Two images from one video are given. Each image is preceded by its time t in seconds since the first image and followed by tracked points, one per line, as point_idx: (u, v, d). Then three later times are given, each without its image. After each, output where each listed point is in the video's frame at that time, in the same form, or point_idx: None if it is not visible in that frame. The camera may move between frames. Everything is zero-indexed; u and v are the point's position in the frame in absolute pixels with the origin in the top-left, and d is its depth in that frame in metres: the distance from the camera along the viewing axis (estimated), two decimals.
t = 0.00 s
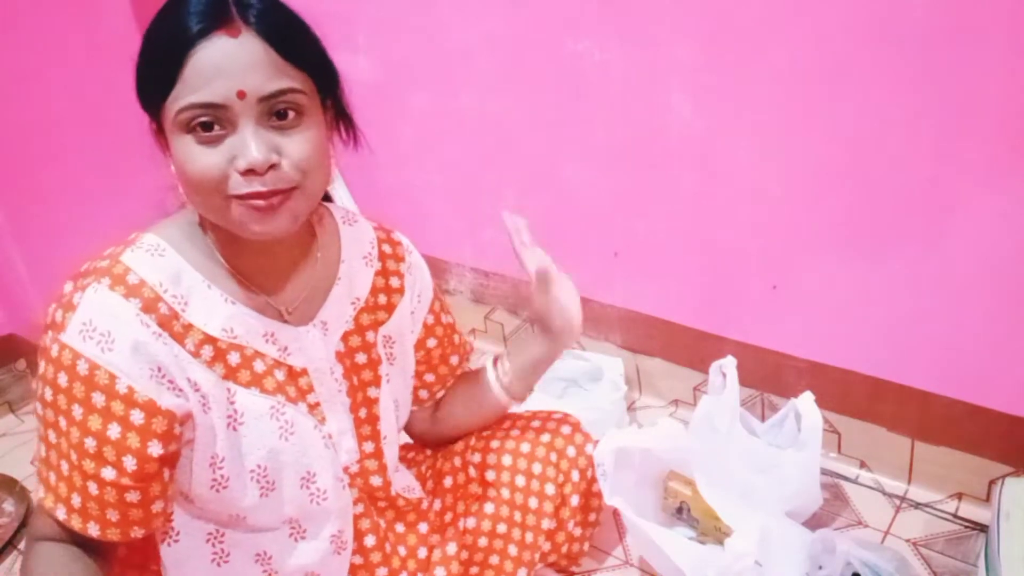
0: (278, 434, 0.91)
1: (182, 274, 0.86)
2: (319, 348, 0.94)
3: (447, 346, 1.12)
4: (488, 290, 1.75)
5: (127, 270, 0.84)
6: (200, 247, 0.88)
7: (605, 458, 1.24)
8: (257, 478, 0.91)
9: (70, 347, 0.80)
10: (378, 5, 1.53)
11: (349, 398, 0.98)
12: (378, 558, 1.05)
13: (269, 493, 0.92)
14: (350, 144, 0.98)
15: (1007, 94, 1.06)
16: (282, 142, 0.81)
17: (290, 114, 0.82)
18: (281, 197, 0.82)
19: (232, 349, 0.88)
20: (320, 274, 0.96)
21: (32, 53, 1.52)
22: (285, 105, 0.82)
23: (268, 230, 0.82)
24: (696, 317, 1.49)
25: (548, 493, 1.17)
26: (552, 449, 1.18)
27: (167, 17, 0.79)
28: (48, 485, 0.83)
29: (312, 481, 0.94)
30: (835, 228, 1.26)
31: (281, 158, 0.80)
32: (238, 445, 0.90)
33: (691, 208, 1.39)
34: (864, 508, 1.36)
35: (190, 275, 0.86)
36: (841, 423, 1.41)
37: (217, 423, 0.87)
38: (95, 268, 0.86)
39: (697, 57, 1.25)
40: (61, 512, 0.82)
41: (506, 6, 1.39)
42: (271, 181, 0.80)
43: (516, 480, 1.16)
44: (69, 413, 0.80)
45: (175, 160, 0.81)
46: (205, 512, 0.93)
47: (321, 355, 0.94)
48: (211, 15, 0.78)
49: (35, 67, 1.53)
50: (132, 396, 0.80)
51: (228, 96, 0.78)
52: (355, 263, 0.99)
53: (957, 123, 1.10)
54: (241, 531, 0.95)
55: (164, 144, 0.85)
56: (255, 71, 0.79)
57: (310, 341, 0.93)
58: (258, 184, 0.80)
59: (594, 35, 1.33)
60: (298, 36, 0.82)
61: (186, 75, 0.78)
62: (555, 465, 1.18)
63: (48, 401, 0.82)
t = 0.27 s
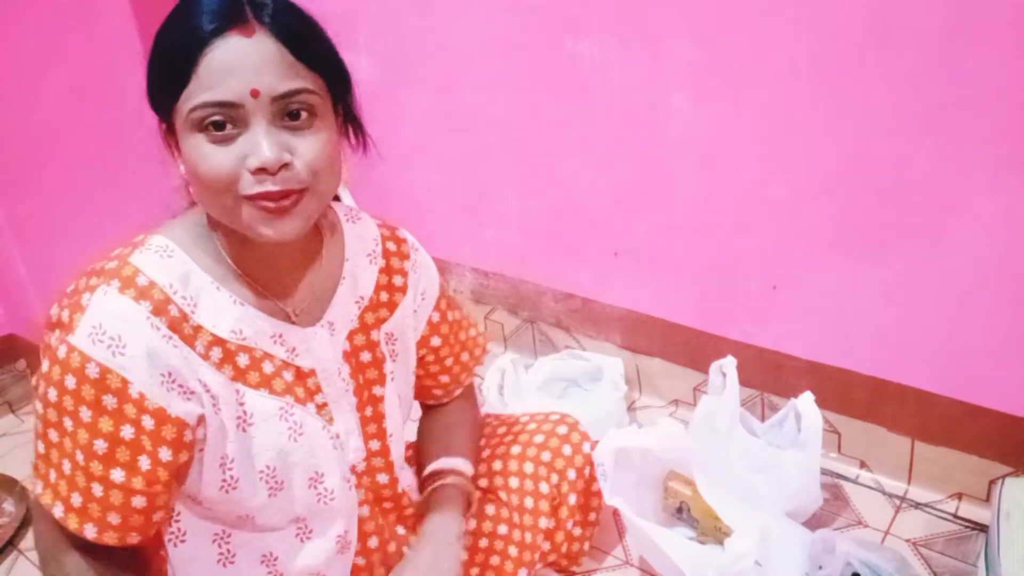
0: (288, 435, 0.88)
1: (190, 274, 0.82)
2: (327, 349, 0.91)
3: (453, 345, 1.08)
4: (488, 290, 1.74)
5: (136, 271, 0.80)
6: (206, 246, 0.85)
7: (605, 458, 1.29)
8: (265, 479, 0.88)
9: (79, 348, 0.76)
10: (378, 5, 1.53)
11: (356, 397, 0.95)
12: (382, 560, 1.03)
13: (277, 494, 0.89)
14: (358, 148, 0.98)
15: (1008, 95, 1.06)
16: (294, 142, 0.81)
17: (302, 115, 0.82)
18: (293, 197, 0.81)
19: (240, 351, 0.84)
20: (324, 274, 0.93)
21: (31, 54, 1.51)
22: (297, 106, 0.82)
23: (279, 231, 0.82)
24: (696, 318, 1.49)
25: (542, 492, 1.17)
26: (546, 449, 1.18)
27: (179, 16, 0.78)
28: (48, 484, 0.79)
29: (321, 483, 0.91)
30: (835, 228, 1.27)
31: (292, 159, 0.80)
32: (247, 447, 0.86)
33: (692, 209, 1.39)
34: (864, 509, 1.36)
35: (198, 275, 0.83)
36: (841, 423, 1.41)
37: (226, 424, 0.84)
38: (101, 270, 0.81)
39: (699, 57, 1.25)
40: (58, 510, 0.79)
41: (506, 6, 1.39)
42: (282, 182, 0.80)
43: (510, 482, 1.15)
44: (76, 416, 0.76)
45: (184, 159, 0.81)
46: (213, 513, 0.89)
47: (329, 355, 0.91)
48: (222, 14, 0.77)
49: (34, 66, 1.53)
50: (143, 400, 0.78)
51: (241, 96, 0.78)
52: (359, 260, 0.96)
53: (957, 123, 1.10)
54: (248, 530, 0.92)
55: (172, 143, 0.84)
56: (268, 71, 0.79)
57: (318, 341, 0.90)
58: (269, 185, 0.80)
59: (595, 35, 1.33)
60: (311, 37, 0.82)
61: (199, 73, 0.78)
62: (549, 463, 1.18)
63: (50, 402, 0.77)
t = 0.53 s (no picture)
0: (274, 433, 0.87)
1: (178, 269, 0.82)
2: (317, 345, 0.89)
3: (452, 342, 1.04)
4: (488, 290, 1.74)
5: (120, 267, 0.80)
6: (197, 240, 0.85)
7: (604, 458, 1.32)
8: (252, 477, 0.88)
9: (63, 343, 0.77)
10: (379, 5, 1.54)
11: (348, 395, 0.94)
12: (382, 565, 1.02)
13: (264, 492, 0.89)
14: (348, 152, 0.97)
15: (1008, 95, 1.06)
16: (316, 141, 0.82)
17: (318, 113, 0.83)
18: (313, 194, 0.82)
19: (227, 347, 0.84)
20: (315, 270, 0.92)
21: (31, 54, 1.52)
22: (319, 104, 0.82)
23: (297, 227, 0.82)
24: (696, 318, 1.49)
25: (544, 495, 1.15)
26: (548, 451, 1.17)
27: (178, 11, 0.76)
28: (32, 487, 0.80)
29: (307, 482, 0.91)
30: (835, 228, 1.26)
31: (316, 157, 0.81)
32: (233, 444, 0.86)
33: (691, 209, 1.39)
34: (864, 508, 1.36)
35: (185, 271, 0.83)
36: (841, 423, 1.41)
37: (211, 420, 0.84)
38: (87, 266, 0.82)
39: (699, 57, 1.25)
40: (40, 515, 0.79)
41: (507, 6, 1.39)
42: (306, 179, 0.81)
43: (511, 486, 1.14)
44: (60, 411, 0.77)
45: (198, 153, 0.78)
46: (202, 514, 0.89)
47: (319, 352, 0.90)
48: (237, 12, 0.76)
49: (34, 67, 1.53)
50: (128, 393, 0.78)
51: (273, 94, 0.77)
52: (352, 255, 0.95)
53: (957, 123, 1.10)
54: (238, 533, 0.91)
55: (177, 136, 0.81)
56: (298, 71, 0.79)
57: (309, 338, 0.89)
58: (296, 182, 0.80)
59: (595, 35, 1.33)
60: (327, 39, 0.83)
61: (228, 67, 0.76)
62: (552, 466, 1.15)
63: (37, 399, 0.78)
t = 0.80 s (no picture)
0: (263, 409, 0.87)
1: (157, 255, 0.83)
2: (298, 326, 0.91)
3: (426, 325, 1.06)
4: (488, 290, 1.74)
5: (100, 255, 0.80)
6: (175, 227, 0.86)
7: (605, 458, 1.30)
8: (244, 456, 0.87)
9: (47, 331, 0.77)
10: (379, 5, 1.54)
11: (331, 374, 0.95)
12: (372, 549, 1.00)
13: (256, 472, 0.88)
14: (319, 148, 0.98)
15: (1007, 94, 1.06)
16: (310, 142, 0.84)
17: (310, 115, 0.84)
18: (302, 193, 0.84)
19: (210, 328, 0.85)
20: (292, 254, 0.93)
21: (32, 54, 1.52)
22: (313, 108, 0.84)
23: (285, 223, 0.84)
24: (696, 318, 1.49)
25: (540, 492, 1.17)
26: (545, 449, 1.19)
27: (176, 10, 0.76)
28: (28, 481, 0.80)
29: (298, 459, 0.90)
30: (835, 228, 1.26)
31: (309, 158, 0.83)
32: (222, 424, 0.86)
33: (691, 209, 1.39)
34: (864, 509, 1.36)
35: (164, 256, 0.84)
36: (841, 423, 1.41)
37: (198, 399, 0.83)
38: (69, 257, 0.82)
39: (698, 57, 1.25)
40: (37, 506, 0.79)
41: (507, 6, 1.40)
42: (299, 179, 0.83)
43: (508, 483, 1.15)
44: (50, 398, 0.77)
45: (193, 146, 0.79)
46: (194, 500, 0.88)
47: (301, 331, 0.91)
48: (242, 16, 0.76)
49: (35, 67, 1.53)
50: (117, 374, 0.78)
51: (277, 97, 0.79)
52: (326, 239, 0.97)
53: (957, 122, 1.10)
54: (232, 518, 0.90)
55: (167, 125, 0.80)
56: (301, 76, 0.80)
57: (290, 320, 0.90)
58: (290, 182, 0.82)
59: (594, 35, 1.33)
60: (322, 44, 0.85)
61: (237, 69, 0.77)
62: (547, 464, 1.18)
63: (27, 391, 0.78)
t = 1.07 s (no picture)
0: (234, 381, 0.87)
1: (122, 241, 0.83)
2: (267, 302, 0.91)
3: (393, 305, 1.07)
4: (488, 290, 1.74)
5: (66, 243, 0.81)
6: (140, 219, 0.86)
7: (605, 458, 1.31)
8: (218, 429, 0.86)
9: (18, 315, 0.77)
10: (379, 5, 1.54)
11: (302, 349, 0.95)
12: (349, 522, 1.01)
13: (231, 444, 0.88)
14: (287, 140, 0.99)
15: (1007, 95, 1.06)
16: (266, 150, 0.85)
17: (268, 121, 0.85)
18: (252, 199, 0.86)
19: (177, 304, 0.84)
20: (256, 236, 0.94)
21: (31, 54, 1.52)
22: (270, 119, 0.84)
23: (236, 223, 0.86)
24: (696, 318, 1.49)
25: (533, 488, 1.15)
26: (537, 446, 1.18)
27: (140, 21, 0.76)
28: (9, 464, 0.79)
29: (272, 429, 0.90)
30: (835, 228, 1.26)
31: (263, 167, 0.84)
32: (192, 397, 0.85)
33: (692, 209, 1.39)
34: (864, 508, 1.36)
35: (129, 241, 0.84)
36: (841, 423, 1.41)
37: (169, 374, 0.83)
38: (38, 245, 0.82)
39: (698, 57, 1.25)
40: (19, 485, 0.78)
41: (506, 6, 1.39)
42: (251, 185, 0.84)
43: (500, 480, 1.14)
44: (22, 377, 0.76)
45: (150, 146, 0.80)
46: (172, 476, 0.87)
47: (270, 308, 0.91)
48: (207, 29, 0.77)
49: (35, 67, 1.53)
50: (85, 348, 0.77)
51: (232, 110, 0.79)
52: (290, 221, 0.98)
53: (957, 123, 1.10)
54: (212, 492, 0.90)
55: (127, 123, 0.81)
56: (258, 89, 0.81)
57: (257, 296, 0.90)
58: (241, 189, 0.83)
59: (594, 35, 1.33)
60: (283, 56, 0.85)
61: (196, 80, 0.77)
62: (541, 459, 1.17)
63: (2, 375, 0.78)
